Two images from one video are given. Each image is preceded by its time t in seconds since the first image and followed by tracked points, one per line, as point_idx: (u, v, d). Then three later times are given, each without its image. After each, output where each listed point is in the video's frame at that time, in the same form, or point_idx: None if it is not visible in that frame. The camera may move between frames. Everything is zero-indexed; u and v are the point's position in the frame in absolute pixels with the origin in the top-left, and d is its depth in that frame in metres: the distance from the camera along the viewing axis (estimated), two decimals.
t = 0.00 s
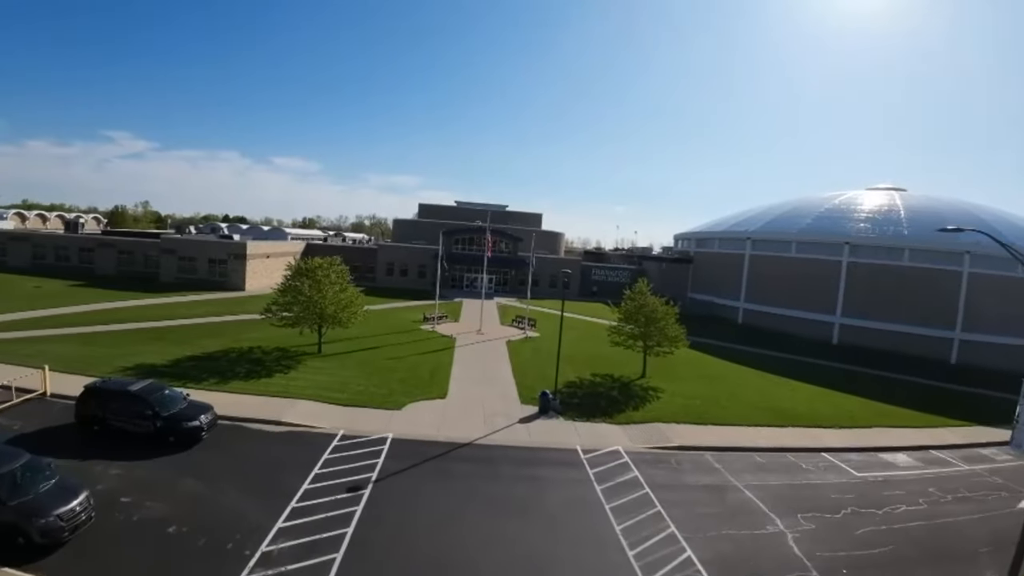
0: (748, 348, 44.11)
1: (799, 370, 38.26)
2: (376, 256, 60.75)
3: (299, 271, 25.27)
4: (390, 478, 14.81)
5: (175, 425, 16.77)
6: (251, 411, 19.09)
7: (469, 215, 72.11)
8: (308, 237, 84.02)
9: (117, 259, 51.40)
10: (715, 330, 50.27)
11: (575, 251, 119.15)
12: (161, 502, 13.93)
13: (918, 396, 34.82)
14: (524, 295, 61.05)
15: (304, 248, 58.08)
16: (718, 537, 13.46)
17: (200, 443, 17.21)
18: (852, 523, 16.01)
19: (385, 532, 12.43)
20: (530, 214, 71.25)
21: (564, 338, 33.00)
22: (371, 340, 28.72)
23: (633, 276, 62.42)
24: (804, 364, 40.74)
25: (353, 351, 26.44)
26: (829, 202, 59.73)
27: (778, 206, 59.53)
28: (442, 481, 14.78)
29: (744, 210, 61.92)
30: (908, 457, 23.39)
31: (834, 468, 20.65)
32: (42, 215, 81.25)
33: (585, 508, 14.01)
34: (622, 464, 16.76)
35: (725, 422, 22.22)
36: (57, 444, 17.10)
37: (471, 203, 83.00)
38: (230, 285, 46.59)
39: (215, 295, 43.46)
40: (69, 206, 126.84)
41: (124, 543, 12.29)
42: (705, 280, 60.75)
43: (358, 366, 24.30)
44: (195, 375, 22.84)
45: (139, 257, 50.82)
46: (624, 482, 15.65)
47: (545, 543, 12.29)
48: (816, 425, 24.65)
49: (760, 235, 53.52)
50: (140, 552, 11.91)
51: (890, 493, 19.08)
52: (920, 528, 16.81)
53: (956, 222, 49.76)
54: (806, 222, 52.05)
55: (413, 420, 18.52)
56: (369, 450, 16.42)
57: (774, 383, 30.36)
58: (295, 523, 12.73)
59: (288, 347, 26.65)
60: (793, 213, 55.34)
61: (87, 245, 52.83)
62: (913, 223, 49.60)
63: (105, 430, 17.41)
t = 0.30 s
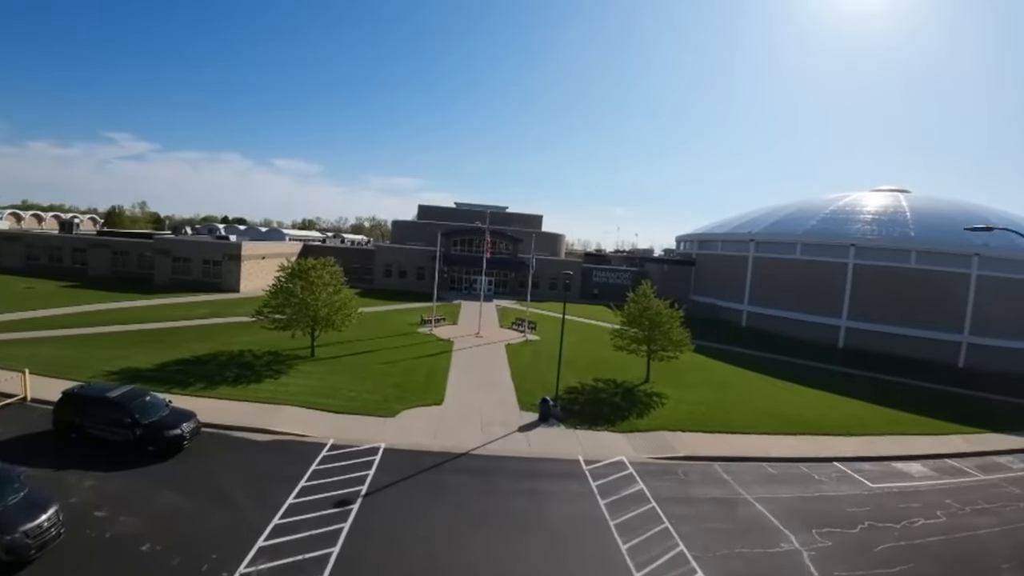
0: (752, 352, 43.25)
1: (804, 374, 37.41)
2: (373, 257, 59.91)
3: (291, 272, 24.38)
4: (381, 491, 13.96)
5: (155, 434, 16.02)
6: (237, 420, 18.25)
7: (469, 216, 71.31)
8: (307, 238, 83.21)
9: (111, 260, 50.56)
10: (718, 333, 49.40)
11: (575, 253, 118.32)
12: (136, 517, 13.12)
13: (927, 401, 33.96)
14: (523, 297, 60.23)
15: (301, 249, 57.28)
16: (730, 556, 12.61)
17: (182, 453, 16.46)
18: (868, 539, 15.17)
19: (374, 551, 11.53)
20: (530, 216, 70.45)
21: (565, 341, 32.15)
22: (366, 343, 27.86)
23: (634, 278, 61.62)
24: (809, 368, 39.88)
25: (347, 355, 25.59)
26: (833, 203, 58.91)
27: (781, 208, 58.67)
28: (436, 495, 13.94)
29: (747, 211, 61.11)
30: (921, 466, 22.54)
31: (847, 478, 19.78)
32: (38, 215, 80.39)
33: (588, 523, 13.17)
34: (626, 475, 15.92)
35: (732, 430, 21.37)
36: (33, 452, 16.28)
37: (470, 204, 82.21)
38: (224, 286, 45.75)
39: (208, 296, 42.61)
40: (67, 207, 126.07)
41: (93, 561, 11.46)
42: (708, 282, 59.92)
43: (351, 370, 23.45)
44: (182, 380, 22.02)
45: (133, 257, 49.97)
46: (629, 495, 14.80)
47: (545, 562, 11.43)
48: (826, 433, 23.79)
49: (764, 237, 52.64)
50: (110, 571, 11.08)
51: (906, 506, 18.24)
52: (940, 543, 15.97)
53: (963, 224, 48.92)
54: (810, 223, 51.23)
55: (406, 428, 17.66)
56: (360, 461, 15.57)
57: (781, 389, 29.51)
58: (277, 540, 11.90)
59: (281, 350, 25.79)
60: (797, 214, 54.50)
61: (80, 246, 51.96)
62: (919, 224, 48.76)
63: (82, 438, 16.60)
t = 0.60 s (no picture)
0: (757, 355, 42.36)
1: (811, 378, 36.57)
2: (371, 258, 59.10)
3: (284, 272, 23.55)
4: (371, 506, 13.11)
5: (133, 443, 15.28)
6: (223, 429, 17.41)
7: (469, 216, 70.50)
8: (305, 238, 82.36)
9: (105, 260, 49.68)
10: (722, 335, 48.52)
11: (576, 255, 117.53)
12: (110, 533, 12.30)
13: (938, 406, 33.08)
14: (523, 299, 59.39)
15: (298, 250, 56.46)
16: None
17: (161, 463, 15.73)
18: (888, 556, 14.31)
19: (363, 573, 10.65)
20: (531, 217, 69.65)
21: (566, 344, 31.30)
22: (362, 346, 27.05)
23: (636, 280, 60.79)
24: (815, 371, 39.01)
25: (341, 358, 24.74)
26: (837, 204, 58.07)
27: (785, 209, 57.82)
28: (430, 509, 13.10)
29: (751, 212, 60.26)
30: (937, 476, 21.66)
31: (860, 491, 18.92)
32: (33, 214, 79.39)
33: (592, 541, 12.32)
34: (631, 488, 15.07)
35: (740, 437, 20.50)
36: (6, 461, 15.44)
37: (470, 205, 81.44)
38: (219, 287, 44.88)
39: (202, 297, 41.73)
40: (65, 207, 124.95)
41: None
42: (710, 284, 59.07)
43: (345, 374, 22.59)
44: (168, 385, 21.19)
45: (126, 257, 49.07)
46: (635, 510, 13.96)
47: None
48: (837, 441, 22.91)
49: (768, 238, 51.76)
50: None
51: (925, 520, 17.36)
52: (963, 559, 15.10)
53: (971, 225, 48.09)
54: (815, 224, 50.37)
55: (400, 436, 16.81)
56: (351, 473, 14.72)
57: (789, 394, 28.64)
58: (257, 560, 11.06)
59: (272, 353, 24.96)
60: (802, 215, 53.66)
61: (73, 245, 51.03)
62: (926, 225, 47.92)
63: (58, 446, 15.79)
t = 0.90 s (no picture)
0: (763, 358, 41.46)
1: (819, 382, 35.65)
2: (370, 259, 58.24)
3: (276, 273, 22.66)
4: (361, 522, 12.29)
5: (110, 453, 14.48)
6: (209, 438, 16.59)
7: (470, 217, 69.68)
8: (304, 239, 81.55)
9: (99, 260, 48.80)
10: (727, 338, 47.62)
11: (577, 256, 116.77)
12: (80, 551, 11.48)
13: (950, 411, 32.19)
14: (524, 300, 58.58)
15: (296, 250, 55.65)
16: None
17: (140, 474, 14.95)
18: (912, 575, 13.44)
19: None
20: (532, 217, 68.83)
21: (568, 347, 30.42)
22: (358, 349, 26.20)
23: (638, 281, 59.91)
24: (823, 375, 38.11)
25: (336, 362, 23.89)
26: (843, 205, 57.18)
27: (790, 210, 56.93)
28: (425, 525, 12.27)
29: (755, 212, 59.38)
30: (955, 486, 20.79)
31: (878, 503, 18.04)
32: (30, 214, 78.56)
33: (597, 560, 11.48)
34: (638, 502, 14.23)
35: (750, 446, 19.63)
36: None
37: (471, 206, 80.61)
38: (214, 288, 44.03)
39: (197, 298, 40.87)
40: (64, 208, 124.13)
41: None
42: (714, 286, 58.18)
43: (338, 379, 21.74)
44: (155, 390, 20.38)
45: (121, 257, 48.21)
46: (643, 526, 13.11)
47: None
48: (850, 450, 22.03)
49: (774, 238, 50.86)
50: None
51: (946, 534, 16.49)
52: None
53: (980, 225, 47.20)
54: (821, 225, 49.49)
55: (394, 446, 15.96)
56: (340, 486, 13.87)
57: (799, 399, 27.74)
58: None
59: (264, 357, 24.11)
60: (807, 216, 52.76)
61: (67, 245, 50.18)
62: (935, 226, 47.05)
63: (32, 455, 14.99)
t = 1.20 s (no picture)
0: (770, 362, 40.47)
1: (828, 387, 34.73)
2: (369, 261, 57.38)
3: (268, 274, 21.80)
4: (351, 541, 11.43)
5: (85, 466, 13.64)
6: (194, 450, 15.73)
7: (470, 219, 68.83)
8: (303, 240, 80.74)
9: (93, 262, 47.88)
10: (732, 341, 46.66)
11: (578, 258, 115.94)
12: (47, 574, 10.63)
13: (963, 415, 31.27)
14: (525, 302, 57.69)
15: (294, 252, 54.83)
16: None
17: (118, 488, 14.10)
18: None
19: None
20: (533, 218, 68.00)
21: (571, 351, 29.53)
22: (354, 354, 25.34)
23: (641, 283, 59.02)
24: (832, 379, 37.15)
25: (330, 366, 23.03)
26: (849, 206, 56.28)
27: (795, 210, 56.02)
28: (419, 544, 11.41)
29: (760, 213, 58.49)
30: (975, 497, 19.88)
31: (897, 516, 17.14)
32: (26, 216, 77.69)
33: None
34: (647, 518, 13.36)
35: (763, 456, 18.72)
36: None
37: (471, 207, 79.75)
38: (209, 290, 43.18)
39: (191, 301, 40.02)
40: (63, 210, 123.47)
41: None
42: (719, 288, 57.27)
43: (332, 384, 20.88)
44: (141, 397, 19.53)
45: (115, 258, 47.34)
46: (653, 544, 12.25)
47: None
48: (865, 459, 21.13)
49: (779, 239, 49.95)
50: None
51: (972, 548, 15.59)
52: None
53: (989, 225, 46.31)
54: (828, 225, 48.58)
55: (388, 457, 15.08)
56: (329, 502, 12.99)
57: (809, 405, 26.84)
58: None
59: (256, 362, 23.24)
60: (813, 216, 51.85)
61: (60, 246, 49.20)
62: (944, 226, 46.15)
63: (5, 466, 14.16)
